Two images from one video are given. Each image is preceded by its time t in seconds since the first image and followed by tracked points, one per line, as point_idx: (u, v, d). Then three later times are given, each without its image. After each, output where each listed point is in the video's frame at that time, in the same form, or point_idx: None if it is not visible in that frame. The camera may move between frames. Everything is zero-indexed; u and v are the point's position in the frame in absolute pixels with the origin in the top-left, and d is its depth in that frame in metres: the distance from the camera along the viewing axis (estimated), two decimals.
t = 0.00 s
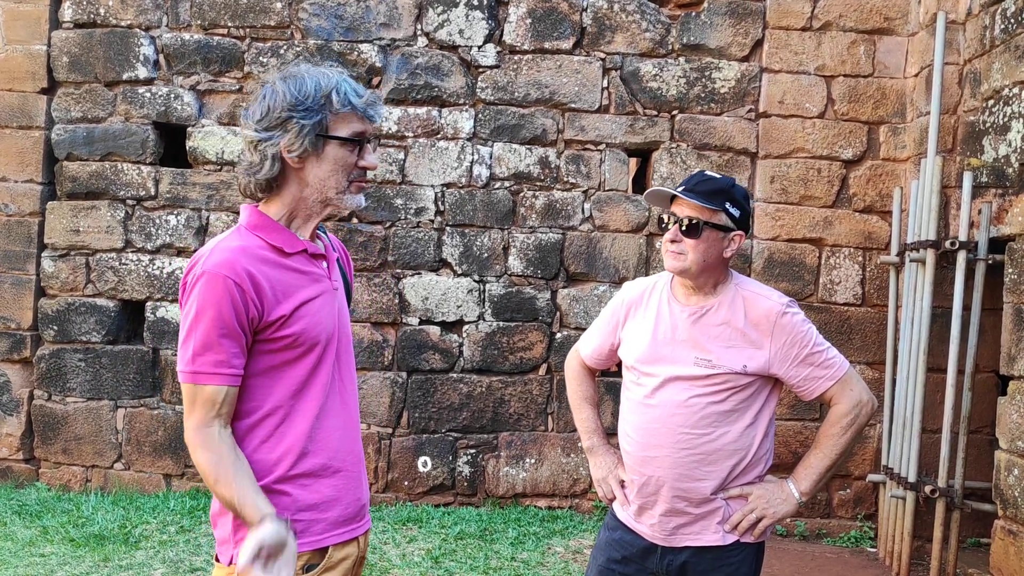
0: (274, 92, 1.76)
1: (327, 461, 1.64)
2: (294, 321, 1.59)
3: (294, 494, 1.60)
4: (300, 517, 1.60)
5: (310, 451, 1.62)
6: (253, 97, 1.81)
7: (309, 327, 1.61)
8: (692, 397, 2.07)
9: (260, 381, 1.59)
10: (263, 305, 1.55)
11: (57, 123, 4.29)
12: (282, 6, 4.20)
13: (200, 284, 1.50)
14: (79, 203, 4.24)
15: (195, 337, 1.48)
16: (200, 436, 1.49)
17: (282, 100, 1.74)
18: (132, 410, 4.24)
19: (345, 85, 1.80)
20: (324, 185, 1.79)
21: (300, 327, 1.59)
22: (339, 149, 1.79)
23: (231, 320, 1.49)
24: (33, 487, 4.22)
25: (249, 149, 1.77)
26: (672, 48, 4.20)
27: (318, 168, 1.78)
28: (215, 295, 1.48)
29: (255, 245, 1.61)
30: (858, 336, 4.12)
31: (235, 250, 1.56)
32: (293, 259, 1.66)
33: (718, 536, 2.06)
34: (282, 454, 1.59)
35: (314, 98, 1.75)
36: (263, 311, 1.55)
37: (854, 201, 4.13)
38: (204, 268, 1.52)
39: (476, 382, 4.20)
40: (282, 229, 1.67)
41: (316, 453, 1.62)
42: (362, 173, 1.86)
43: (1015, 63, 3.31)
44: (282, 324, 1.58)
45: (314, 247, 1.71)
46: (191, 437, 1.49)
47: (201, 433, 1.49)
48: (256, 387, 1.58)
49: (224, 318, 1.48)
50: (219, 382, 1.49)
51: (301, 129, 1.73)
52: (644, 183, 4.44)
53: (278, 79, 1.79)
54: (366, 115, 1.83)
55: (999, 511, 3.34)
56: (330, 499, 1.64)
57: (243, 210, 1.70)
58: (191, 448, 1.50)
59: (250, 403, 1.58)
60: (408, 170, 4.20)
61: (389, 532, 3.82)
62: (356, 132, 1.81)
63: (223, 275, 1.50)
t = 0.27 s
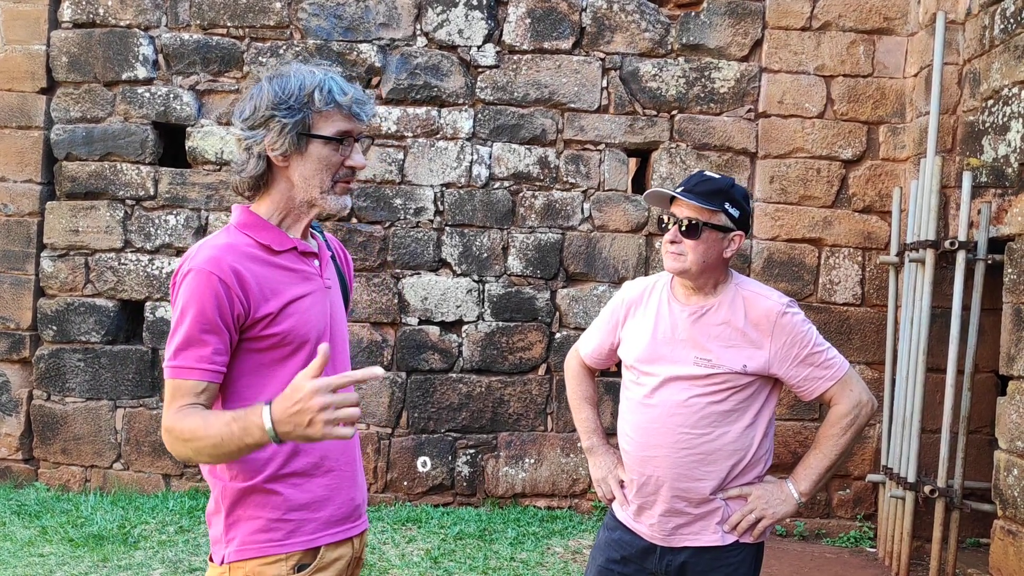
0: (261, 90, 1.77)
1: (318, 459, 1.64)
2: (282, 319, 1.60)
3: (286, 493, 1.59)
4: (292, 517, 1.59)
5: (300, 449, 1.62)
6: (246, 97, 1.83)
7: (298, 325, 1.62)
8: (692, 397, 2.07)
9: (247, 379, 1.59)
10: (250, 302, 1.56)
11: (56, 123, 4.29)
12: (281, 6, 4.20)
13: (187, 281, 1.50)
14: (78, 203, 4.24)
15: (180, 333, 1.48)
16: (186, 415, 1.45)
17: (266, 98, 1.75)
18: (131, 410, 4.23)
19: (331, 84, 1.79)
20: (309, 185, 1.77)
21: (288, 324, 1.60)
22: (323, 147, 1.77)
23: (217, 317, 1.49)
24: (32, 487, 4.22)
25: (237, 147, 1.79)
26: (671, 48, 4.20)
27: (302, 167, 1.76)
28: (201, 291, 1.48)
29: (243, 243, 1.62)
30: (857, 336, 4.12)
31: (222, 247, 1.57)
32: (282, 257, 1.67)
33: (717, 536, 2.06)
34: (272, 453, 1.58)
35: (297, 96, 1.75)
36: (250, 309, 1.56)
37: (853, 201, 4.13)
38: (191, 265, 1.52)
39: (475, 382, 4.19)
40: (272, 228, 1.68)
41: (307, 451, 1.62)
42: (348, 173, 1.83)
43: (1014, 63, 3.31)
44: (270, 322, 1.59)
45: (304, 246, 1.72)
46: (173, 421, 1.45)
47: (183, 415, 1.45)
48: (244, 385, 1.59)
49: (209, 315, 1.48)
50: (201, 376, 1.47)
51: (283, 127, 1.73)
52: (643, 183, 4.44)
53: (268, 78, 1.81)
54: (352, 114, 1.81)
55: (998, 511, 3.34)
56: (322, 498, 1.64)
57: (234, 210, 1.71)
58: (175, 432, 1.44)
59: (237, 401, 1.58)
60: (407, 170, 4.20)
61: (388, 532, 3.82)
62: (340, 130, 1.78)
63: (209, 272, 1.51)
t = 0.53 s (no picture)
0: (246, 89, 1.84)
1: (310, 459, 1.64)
2: (270, 319, 1.60)
3: (277, 493, 1.60)
4: (284, 517, 1.60)
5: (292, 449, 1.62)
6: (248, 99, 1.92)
7: (287, 325, 1.62)
8: (691, 398, 2.07)
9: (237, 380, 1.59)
10: (237, 303, 1.56)
11: (55, 123, 4.29)
12: (280, 6, 4.20)
13: (174, 283, 1.50)
14: (77, 203, 4.24)
15: (169, 335, 1.48)
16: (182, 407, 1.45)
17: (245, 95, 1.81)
18: (130, 410, 4.23)
19: (300, 76, 1.78)
20: (276, 179, 1.76)
21: (276, 324, 1.61)
22: (287, 140, 1.76)
23: (206, 317, 1.49)
24: (31, 487, 4.22)
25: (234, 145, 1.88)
26: (670, 48, 4.20)
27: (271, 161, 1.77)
28: (188, 293, 1.48)
29: (231, 244, 1.62)
30: (856, 336, 4.12)
31: (209, 249, 1.57)
32: (271, 257, 1.67)
33: (717, 536, 2.06)
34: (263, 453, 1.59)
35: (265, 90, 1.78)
36: (237, 309, 1.56)
37: (852, 201, 4.13)
38: (177, 267, 1.52)
39: (474, 382, 4.20)
40: (261, 228, 1.68)
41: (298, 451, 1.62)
42: (318, 168, 1.77)
43: (1013, 63, 3.31)
44: (258, 322, 1.59)
45: (294, 246, 1.72)
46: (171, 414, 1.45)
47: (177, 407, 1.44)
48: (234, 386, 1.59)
49: (197, 316, 1.48)
50: (194, 376, 1.47)
51: (250, 120, 1.76)
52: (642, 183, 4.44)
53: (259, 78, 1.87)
54: (319, 104, 1.76)
55: (997, 511, 3.34)
56: (314, 498, 1.64)
57: (223, 211, 1.70)
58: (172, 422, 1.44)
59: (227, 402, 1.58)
60: (406, 170, 4.20)
61: (388, 533, 3.82)
62: (302, 121, 1.75)
63: (195, 273, 1.51)
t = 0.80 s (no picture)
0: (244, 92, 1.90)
1: (303, 459, 1.63)
2: (259, 317, 1.60)
3: (268, 492, 1.59)
4: (274, 516, 1.59)
5: (284, 449, 1.61)
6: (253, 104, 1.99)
7: (276, 324, 1.61)
8: (690, 398, 2.07)
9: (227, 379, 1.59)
10: (225, 301, 1.56)
11: (54, 122, 4.29)
12: (280, 6, 4.19)
13: (161, 282, 1.51)
14: (76, 203, 4.24)
15: (155, 333, 1.49)
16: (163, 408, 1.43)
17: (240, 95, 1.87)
18: (129, 410, 4.23)
19: (287, 73, 1.81)
20: (260, 174, 1.78)
21: (265, 323, 1.61)
22: (273, 136, 1.78)
23: (191, 314, 1.49)
24: (31, 486, 4.22)
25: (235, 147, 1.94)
26: (670, 47, 4.20)
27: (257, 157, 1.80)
28: (173, 291, 1.49)
29: (221, 243, 1.62)
30: (855, 336, 4.12)
31: (198, 247, 1.57)
32: (262, 256, 1.67)
33: (716, 536, 2.06)
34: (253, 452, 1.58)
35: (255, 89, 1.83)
36: (225, 308, 1.56)
37: (852, 201, 4.13)
38: (166, 266, 1.53)
39: (474, 382, 4.19)
40: (254, 228, 1.69)
41: (290, 450, 1.62)
42: (302, 164, 1.77)
43: (1012, 62, 3.32)
44: (246, 321, 1.59)
45: (286, 244, 1.72)
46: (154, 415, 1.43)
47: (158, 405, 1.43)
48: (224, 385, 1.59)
49: (181, 314, 1.48)
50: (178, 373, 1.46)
51: (241, 119, 1.82)
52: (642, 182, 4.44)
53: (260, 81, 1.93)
54: (302, 100, 1.78)
55: (996, 511, 3.34)
56: (307, 498, 1.63)
57: (219, 211, 1.71)
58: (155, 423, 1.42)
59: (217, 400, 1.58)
60: (406, 170, 4.20)
61: (387, 532, 3.82)
62: (284, 116, 1.77)
63: (182, 271, 1.51)
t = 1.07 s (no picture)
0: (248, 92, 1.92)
1: (297, 458, 1.63)
2: (253, 315, 1.60)
3: (261, 492, 1.59)
4: (267, 516, 1.59)
5: (278, 448, 1.61)
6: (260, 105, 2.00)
7: (270, 322, 1.61)
8: (689, 398, 2.07)
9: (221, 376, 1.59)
10: (218, 299, 1.56)
11: (53, 121, 4.28)
12: (279, 5, 4.19)
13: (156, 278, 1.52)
14: (75, 202, 4.23)
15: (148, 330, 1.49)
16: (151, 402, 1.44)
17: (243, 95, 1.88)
18: (128, 409, 4.23)
19: (285, 72, 1.81)
20: (258, 172, 1.78)
21: (260, 321, 1.60)
22: (271, 136, 1.78)
23: (183, 311, 1.50)
24: (30, 486, 4.22)
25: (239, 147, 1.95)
26: (669, 46, 4.20)
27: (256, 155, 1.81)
28: (167, 288, 1.49)
29: (217, 240, 1.62)
30: (854, 335, 4.12)
31: (193, 244, 1.58)
32: (259, 254, 1.67)
33: (715, 536, 2.06)
34: (245, 451, 1.58)
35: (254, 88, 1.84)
36: (219, 305, 1.56)
37: (851, 200, 4.13)
38: (161, 262, 1.54)
39: (473, 381, 4.19)
40: (253, 225, 1.69)
41: (284, 449, 1.62)
42: (300, 162, 1.77)
43: (1011, 62, 3.31)
44: (240, 319, 1.59)
45: (284, 242, 1.71)
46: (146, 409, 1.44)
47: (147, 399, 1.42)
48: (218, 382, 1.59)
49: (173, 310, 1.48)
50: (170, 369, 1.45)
51: (241, 119, 1.83)
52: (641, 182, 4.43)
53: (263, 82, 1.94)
54: (299, 98, 1.77)
55: (995, 511, 3.33)
56: (301, 498, 1.63)
57: (219, 210, 1.71)
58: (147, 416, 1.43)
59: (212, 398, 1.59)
60: (405, 169, 4.20)
61: (386, 532, 3.82)
62: (281, 115, 1.77)
63: (175, 268, 1.52)
